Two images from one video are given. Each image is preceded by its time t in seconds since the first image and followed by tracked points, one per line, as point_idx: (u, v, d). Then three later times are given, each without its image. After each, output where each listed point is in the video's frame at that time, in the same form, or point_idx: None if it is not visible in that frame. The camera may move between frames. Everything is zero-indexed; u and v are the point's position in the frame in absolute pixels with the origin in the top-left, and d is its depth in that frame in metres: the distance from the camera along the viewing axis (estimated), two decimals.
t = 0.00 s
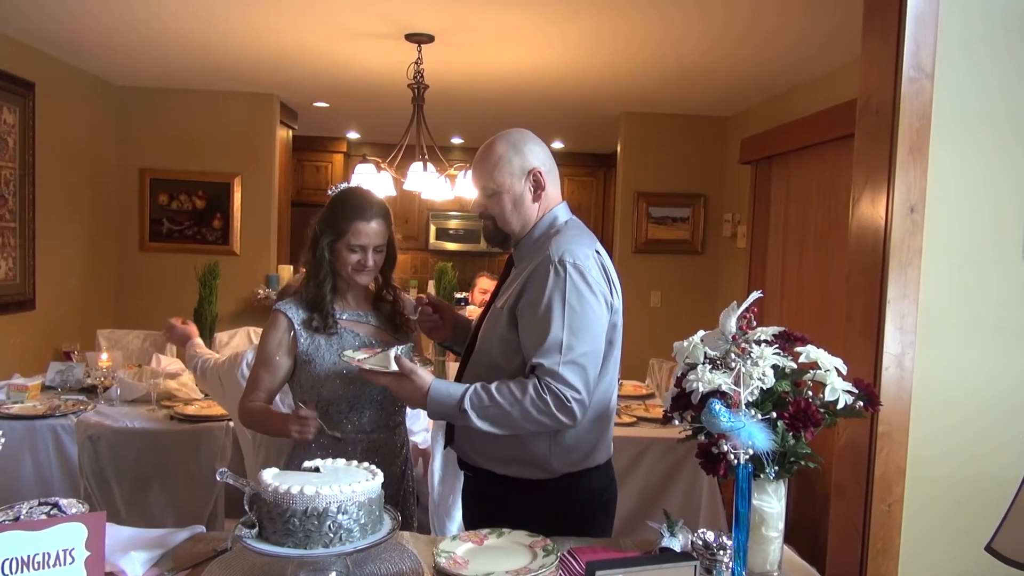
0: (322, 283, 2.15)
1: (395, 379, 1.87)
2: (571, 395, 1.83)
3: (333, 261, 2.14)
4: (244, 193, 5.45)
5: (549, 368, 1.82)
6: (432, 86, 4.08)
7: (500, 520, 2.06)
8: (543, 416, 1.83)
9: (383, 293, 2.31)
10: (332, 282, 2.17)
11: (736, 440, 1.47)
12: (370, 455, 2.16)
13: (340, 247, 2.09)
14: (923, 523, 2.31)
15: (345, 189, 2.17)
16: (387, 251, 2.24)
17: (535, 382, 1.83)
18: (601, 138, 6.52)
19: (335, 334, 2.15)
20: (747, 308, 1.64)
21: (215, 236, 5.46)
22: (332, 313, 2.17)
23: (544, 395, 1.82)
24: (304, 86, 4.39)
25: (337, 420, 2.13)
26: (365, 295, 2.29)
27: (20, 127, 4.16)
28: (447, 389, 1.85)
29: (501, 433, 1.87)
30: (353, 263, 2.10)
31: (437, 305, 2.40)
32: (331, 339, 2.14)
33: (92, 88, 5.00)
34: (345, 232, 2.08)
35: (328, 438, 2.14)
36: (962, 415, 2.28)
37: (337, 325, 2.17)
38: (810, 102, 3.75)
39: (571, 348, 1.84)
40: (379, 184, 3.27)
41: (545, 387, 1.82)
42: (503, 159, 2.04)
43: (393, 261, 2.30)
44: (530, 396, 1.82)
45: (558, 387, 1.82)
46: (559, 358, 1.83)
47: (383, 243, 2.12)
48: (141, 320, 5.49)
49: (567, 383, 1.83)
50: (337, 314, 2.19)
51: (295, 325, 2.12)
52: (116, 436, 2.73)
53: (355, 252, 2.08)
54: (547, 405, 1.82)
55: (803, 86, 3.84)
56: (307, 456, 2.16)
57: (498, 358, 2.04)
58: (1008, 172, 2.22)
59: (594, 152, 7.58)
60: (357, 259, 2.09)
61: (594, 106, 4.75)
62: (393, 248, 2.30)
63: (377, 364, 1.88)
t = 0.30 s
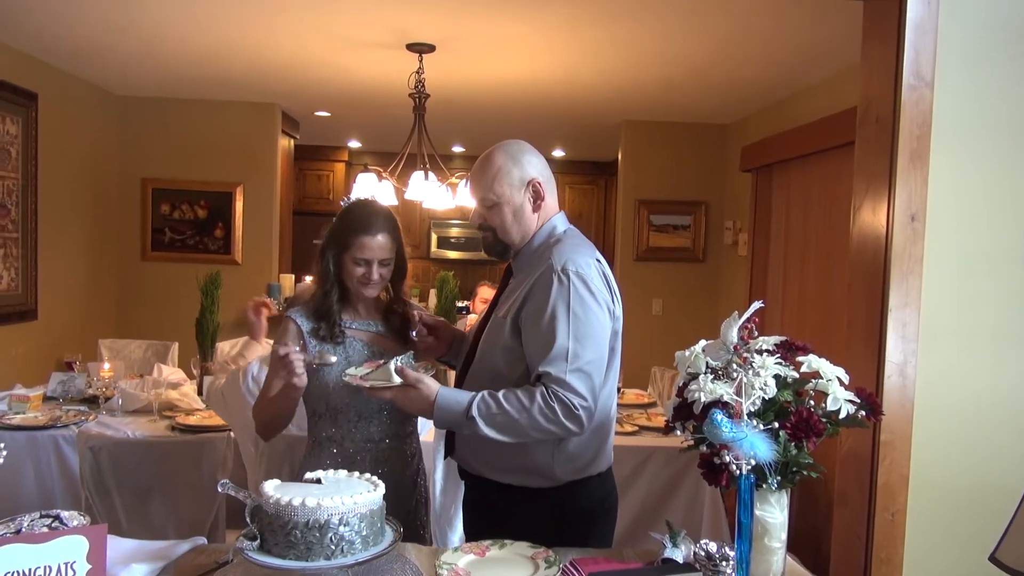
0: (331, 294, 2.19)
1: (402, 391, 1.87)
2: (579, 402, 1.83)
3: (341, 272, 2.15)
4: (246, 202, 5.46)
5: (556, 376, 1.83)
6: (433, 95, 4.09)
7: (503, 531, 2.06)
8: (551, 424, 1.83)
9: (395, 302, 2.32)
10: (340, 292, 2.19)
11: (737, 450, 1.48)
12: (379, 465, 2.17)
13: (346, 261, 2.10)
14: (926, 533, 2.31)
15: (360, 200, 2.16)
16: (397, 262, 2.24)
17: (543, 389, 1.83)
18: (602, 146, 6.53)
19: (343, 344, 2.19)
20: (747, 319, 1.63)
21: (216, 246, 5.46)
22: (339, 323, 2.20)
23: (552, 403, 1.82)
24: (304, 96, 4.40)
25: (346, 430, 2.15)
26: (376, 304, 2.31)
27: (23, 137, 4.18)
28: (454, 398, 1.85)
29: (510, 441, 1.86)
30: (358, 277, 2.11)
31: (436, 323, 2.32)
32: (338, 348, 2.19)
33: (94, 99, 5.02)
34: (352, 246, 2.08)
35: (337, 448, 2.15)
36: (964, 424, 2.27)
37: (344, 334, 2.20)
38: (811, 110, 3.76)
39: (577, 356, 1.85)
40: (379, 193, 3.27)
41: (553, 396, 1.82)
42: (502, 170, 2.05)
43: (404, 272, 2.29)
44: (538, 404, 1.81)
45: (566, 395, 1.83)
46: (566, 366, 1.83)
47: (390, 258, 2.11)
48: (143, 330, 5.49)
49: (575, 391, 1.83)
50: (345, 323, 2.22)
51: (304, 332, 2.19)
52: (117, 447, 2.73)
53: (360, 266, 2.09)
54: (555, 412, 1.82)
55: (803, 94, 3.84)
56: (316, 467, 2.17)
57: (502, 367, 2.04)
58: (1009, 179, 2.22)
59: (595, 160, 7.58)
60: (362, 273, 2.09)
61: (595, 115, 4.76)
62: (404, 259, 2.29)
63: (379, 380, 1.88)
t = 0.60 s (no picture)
0: (358, 301, 2.29)
1: (406, 397, 1.87)
2: (583, 412, 1.83)
3: (366, 280, 2.27)
4: (249, 210, 5.48)
5: (560, 386, 1.82)
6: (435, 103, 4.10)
7: (505, 541, 2.05)
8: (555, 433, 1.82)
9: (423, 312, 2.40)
10: (366, 300, 2.30)
11: (742, 461, 1.49)
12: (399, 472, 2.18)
13: (370, 267, 2.22)
14: (931, 542, 2.29)
15: (385, 212, 2.31)
16: (424, 274, 2.33)
17: (547, 398, 1.82)
18: (604, 154, 6.54)
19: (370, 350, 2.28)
20: (750, 328, 1.62)
21: (219, 253, 5.48)
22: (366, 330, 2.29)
23: (556, 413, 1.81)
24: (307, 104, 4.41)
25: (369, 437, 2.16)
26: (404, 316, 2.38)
27: (27, 146, 4.20)
28: (458, 404, 1.85)
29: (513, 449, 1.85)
30: (380, 282, 2.21)
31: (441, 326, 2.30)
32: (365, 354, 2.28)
33: (98, 108, 5.04)
34: (374, 253, 2.22)
35: (358, 453, 2.17)
36: (969, 432, 2.27)
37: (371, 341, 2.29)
38: (813, 117, 3.76)
39: (582, 365, 1.84)
40: (381, 201, 3.28)
41: (556, 405, 1.81)
42: (507, 180, 2.04)
43: (431, 283, 2.38)
44: (542, 413, 1.81)
45: (570, 404, 1.82)
46: (570, 376, 1.83)
47: (411, 264, 2.22)
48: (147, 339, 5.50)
49: (579, 400, 1.82)
50: (372, 331, 2.31)
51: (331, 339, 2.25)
52: (120, 455, 2.73)
53: (381, 271, 2.21)
54: (559, 422, 1.81)
55: (805, 101, 3.85)
56: (339, 472, 2.19)
57: (506, 376, 2.04)
58: (1011, 188, 2.22)
59: (597, 168, 7.59)
60: (383, 278, 2.21)
61: (597, 123, 4.77)
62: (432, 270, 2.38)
63: (384, 384, 1.89)
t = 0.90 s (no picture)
0: (368, 307, 2.30)
1: (405, 402, 1.87)
2: (581, 421, 1.82)
3: (375, 286, 2.28)
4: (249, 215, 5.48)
5: (558, 395, 1.82)
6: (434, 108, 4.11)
7: (505, 548, 2.04)
8: (552, 442, 1.82)
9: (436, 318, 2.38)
10: (377, 305, 2.31)
11: (741, 466, 1.48)
12: (406, 475, 2.17)
13: (378, 273, 2.23)
14: (931, 547, 2.29)
15: (395, 218, 2.31)
16: (433, 280, 2.31)
17: (545, 406, 1.83)
18: (602, 158, 6.54)
19: (381, 356, 2.29)
20: (750, 334, 1.61)
21: (218, 258, 5.48)
22: (377, 336, 2.30)
23: (553, 421, 1.81)
24: (306, 109, 4.42)
25: (376, 441, 2.16)
26: (416, 321, 2.37)
27: (26, 152, 4.20)
28: (457, 411, 1.85)
29: (511, 457, 1.85)
30: (386, 289, 2.22)
31: (444, 334, 2.25)
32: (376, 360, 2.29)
33: (97, 114, 5.04)
34: (381, 260, 2.22)
35: (366, 456, 2.17)
36: (969, 438, 2.26)
37: (382, 347, 2.30)
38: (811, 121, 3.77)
39: (580, 374, 1.84)
40: (380, 203, 3.28)
41: (554, 414, 1.81)
42: (506, 186, 2.05)
43: (443, 288, 2.36)
44: (539, 422, 1.81)
45: (568, 413, 1.82)
46: (568, 385, 1.83)
47: (417, 271, 2.21)
48: (145, 345, 5.49)
49: (577, 409, 1.82)
50: (384, 336, 2.31)
51: (344, 342, 2.27)
52: (118, 461, 2.72)
53: (387, 278, 2.21)
54: (557, 431, 1.81)
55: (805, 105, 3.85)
56: (347, 476, 2.19)
57: (505, 383, 2.04)
58: (1010, 195, 2.22)
59: (596, 171, 7.59)
60: (389, 285, 2.21)
61: (596, 128, 4.79)
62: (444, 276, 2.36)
63: (382, 391, 1.89)
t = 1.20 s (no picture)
0: (364, 314, 2.26)
1: (405, 410, 1.82)
2: (585, 431, 1.77)
3: (370, 294, 2.24)
4: (245, 219, 5.45)
5: (561, 405, 1.77)
6: (434, 108, 4.07)
7: (507, 560, 1.99)
8: (555, 453, 1.77)
9: (435, 323, 2.33)
10: (373, 313, 2.26)
11: (749, 475, 1.44)
12: (411, 485, 2.12)
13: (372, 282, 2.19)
14: (944, 558, 2.23)
15: (389, 223, 2.25)
16: (431, 285, 2.26)
17: (548, 416, 1.78)
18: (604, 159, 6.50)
19: (380, 364, 2.24)
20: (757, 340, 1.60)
21: (214, 261, 5.44)
22: (375, 343, 2.25)
23: (556, 431, 1.76)
24: (303, 109, 4.39)
25: (380, 450, 2.12)
26: (415, 326, 2.32)
27: (19, 154, 4.17)
28: (458, 419, 1.80)
29: (513, 467, 1.80)
30: (382, 297, 2.18)
31: (447, 342, 2.19)
32: (374, 367, 2.24)
33: (91, 115, 5.01)
34: (375, 268, 2.18)
35: (370, 467, 2.12)
36: (983, 446, 2.21)
37: (381, 354, 2.24)
38: (817, 122, 3.73)
39: (584, 383, 1.79)
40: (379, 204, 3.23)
41: (558, 424, 1.76)
42: (508, 189, 2.00)
43: (441, 293, 2.30)
44: (542, 432, 1.76)
45: (571, 423, 1.77)
46: (571, 394, 1.78)
47: (413, 278, 2.16)
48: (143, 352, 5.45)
49: (580, 420, 1.77)
50: (382, 343, 2.26)
51: (341, 351, 2.23)
52: (112, 468, 2.67)
53: (382, 286, 2.16)
54: (560, 442, 1.76)
55: (810, 106, 3.81)
56: (350, 487, 2.14)
57: (508, 392, 1.99)
58: None
59: (599, 173, 7.55)
60: (384, 293, 2.17)
61: (594, 128, 4.75)
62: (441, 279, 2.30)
63: (381, 398, 1.83)
